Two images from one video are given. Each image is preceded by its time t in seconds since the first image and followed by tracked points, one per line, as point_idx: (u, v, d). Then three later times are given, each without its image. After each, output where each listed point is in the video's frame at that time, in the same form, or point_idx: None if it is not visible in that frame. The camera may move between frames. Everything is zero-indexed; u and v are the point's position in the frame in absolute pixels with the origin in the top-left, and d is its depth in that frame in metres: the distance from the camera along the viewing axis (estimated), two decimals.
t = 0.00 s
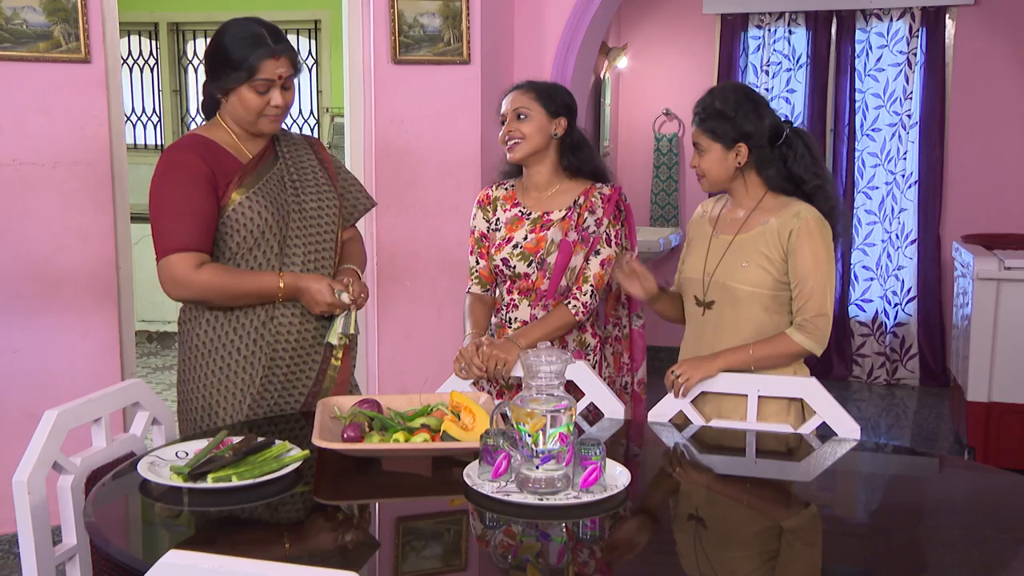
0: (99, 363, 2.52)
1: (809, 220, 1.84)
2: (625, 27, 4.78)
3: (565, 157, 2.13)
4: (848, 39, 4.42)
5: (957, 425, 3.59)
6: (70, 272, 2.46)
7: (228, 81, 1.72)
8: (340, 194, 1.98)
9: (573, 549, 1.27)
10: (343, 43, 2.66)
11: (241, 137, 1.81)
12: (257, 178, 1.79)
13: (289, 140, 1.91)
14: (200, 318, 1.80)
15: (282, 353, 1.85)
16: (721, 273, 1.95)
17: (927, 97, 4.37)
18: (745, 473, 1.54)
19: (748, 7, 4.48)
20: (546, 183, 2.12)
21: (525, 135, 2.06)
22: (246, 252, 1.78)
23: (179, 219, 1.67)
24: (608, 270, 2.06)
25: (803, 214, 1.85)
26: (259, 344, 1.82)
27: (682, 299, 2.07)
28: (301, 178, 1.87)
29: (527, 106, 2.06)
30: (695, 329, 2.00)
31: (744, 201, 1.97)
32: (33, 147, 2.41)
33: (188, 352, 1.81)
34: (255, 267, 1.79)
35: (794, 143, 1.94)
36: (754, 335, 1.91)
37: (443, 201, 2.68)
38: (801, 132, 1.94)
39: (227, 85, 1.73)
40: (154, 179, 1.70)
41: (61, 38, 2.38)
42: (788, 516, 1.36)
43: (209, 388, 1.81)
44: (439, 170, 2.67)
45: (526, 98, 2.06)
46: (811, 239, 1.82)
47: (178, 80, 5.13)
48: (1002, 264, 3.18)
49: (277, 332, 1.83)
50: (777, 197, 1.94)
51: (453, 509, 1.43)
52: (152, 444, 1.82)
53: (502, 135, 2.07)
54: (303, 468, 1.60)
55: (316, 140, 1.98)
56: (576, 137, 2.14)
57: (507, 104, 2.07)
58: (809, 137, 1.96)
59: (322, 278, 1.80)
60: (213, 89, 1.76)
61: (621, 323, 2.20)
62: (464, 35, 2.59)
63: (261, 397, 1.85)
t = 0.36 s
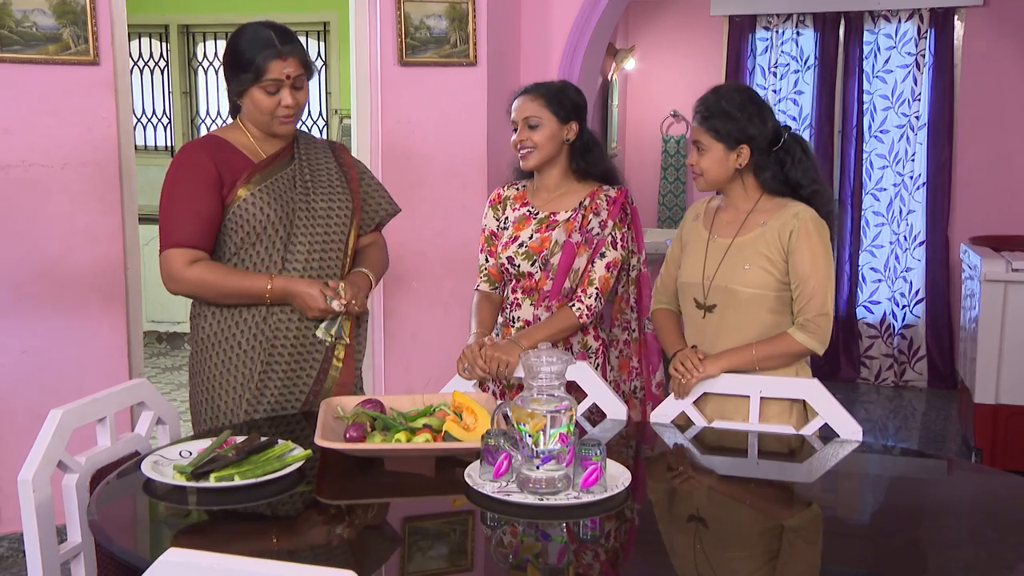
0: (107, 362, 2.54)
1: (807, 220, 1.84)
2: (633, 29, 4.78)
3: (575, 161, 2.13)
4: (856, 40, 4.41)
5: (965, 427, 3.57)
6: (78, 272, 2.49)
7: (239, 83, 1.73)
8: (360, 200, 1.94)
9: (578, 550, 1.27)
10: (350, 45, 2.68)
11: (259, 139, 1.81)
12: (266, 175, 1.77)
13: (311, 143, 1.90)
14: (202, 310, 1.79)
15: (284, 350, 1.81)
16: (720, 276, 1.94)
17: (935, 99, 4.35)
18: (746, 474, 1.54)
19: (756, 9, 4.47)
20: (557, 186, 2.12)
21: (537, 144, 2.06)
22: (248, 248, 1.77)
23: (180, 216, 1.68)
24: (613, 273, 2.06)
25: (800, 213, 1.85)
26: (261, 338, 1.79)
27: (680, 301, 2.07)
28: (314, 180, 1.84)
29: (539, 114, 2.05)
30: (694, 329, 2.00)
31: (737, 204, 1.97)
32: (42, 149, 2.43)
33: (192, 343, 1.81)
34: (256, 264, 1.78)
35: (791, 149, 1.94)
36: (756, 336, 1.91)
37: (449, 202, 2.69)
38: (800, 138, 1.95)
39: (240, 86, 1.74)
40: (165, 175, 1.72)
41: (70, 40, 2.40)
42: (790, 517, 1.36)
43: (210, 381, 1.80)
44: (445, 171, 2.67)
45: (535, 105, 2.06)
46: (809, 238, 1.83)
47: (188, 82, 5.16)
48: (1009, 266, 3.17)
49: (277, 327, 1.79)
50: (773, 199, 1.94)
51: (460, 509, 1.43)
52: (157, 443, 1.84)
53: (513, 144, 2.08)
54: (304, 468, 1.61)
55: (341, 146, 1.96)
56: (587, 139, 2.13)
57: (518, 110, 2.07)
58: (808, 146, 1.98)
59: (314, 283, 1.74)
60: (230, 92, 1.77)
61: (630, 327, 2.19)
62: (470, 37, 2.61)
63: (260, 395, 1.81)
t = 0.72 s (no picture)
0: (111, 362, 2.56)
1: (800, 219, 1.84)
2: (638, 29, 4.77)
3: (575, 162, 2.12)
4: (860, 40, 4.40)
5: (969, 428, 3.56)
6: (81, 272, 2.50)
7: (255, 86, 1.73)
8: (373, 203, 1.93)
9: (578, 549, 1.27)
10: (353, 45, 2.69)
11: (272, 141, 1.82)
12: (273, 173, 1.77)
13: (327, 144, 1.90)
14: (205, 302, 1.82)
15: (282, 347, 1.81)
16: (713, 276, 1.94)
17: (940, 98, 4.34)
18: (743, 474, 1.53)
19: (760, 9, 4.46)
20: (558, 187, 2.12)
21: (537, 146, 2.06)
22: (249, 243, 1.77)
23: (184, 211, 1.70)
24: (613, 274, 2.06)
25: (794, 212, 1.85)
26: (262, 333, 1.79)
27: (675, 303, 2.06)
28: (322, 179, 1.83)
29: (539, 116, 2.05)
30: (688, 329, 2.00)
31: (731, 204, 1.97)
32: (46, 149, 2.44)
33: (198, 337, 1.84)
34: (257, 259, 1.78)
35: (786, 150, 1.94)
36: (754, 335, 1.91)
37: (452, 201, 2.70)
38: (794, 140, 1.95)
39: (256, 88, 1.74)
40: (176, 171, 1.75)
41: (73, 41, 2.42)
42: (789, 518, 1.36)
43: (213, 372, 1.82)
44: (447, 171, 2.68)
45: (536, 107, 2.06)
46: (802, 237, 1.83)
47: (193, 82, 5.18)
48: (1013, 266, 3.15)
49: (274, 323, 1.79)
50: (765, 198, 1.94)
51: (460, 509, 1.43)
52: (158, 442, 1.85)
53: (514, 146, 2.08)
54: (303, 467, 1.61)
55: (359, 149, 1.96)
56: (587, 140, 2.13)
57: (518, 112, 2.08)
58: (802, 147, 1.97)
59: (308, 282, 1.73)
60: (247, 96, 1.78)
61: (631, 327, 2.19)
62: (473, 37, 2.62)
63: (257, 390, 1.81)
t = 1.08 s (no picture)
0: (114, 361, 2.56)
1: (798, 218, 1.83)
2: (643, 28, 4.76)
3: (573, 166, 2.11)
4: (868, 39, 4.37)
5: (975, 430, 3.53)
6: (84, 271, 2.51)
7: (276, 84, 1.74)
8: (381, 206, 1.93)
9: (577, 548, 1.26)
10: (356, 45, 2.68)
11: (276, 141, 1.81)
12: (275, 171, 1.76)
13: (332, 143, 1.89)
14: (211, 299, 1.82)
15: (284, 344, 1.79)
16: (713, 276, 1.92)
17: (948, 97, 4.31)
18: (744, 474, 1.52)
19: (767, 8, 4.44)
20: (557, 187, 2.12)
21: (532, 147, 2.06)
22: (252, 240, 1.76)
23: (186, 213, 1.70)
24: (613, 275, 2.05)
25: (793, 211, 1.84)
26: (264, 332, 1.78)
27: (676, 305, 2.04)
28: (325, 176, 1.82)
29: (538, 117, 2.05)
30: (689, 330, 1.98)
31: (731, 204, 1.95)
32: (48, 149, 2.45)
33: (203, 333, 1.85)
34: (259, 257, 1.77)
35: (786, 153, 1.93)
36: (753, 336, 1.89)
37: (455, 202, 2.69)
38: (794, 144, 1.94)
39: (274, 86, 1.74)
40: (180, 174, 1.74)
41: (76, 40, 2.42)
42: (787, 519, 1.34)
43: (218, 368, 1.82)
44: (451, 171, 2.67)
45: (536, 108, 2.06)
46: (801, 236, 1.81)
47: (198, 81, 5.19)
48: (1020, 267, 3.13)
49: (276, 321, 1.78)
50: (765, 199, 1.92)
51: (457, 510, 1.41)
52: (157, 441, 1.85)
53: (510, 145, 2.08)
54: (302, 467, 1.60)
55: (364, 149, 1.94)
56: (586, 143, 2.12)
57: (519, 112, 2.08)
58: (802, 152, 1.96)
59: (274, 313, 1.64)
60: (258, 97, 1.77)
61: (628, 329, 2.19)
62: (476, 37, 2.61)
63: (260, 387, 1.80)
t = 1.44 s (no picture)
0: (117, 361, 2.57)
1: (795, 216, 1.82)
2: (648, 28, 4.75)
3: (575, 167, 2.10)
4: (874, 38, 4.34)
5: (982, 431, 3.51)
6: (86, 271, 2.51)
7: (274, 75, 1.73)
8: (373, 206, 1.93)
9: (577, 548, 1.25)
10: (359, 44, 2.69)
11: (267, 140, 1.81)
12: (268, 170, 1.76)
13: (323, 143, 1.89)
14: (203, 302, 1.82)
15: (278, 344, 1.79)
16: (712, 275, 1.91)
17: (955, 97, 4.28)
18: (742, 475, 1.51)
19: (773, 7, 4.42)
20: (558, 188, 2.11)
21: (534, 148, 2.05)
22: (245, 240, 1.76)
23: (178, 216, 1.71)
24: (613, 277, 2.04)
25: (789, 210, 1.83)
26: (259, 331, 1.77)
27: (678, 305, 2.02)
28: (318, 175, 1.82)
29: (540, 118, 2.04)
30: (690, 329, 1.97)
31: (731, 203, 1.94)
32: (51, 148, 2.46)
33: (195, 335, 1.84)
34: (253, 256, 1.77)
35: (786, 155, 1.92)
36: (752, 335, 1.88)
37: (458, 201, 2.69)
38: (795, 146, 1.93)
39: (272, 79, 1.74)
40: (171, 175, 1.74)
41: (78, 40, 2.43)
42: (787, 520, 1.33)
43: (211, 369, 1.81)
44: (453, 171, 2.67)
45: (539, 109, 2.05)
46: (799, 234, 1.80)
47: (203, 81, 5.20)
48: None
49: (271, 320, 1.77)
50: (764, 198, 1.91)
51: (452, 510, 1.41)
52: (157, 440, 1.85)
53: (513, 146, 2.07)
54: (300, 466, 1.60)
55: (355, 150, 1.95)
56: (588, 144, 2.11)
57: (521, 113, 2.07)
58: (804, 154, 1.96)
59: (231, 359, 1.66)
60: (255, 89, 1.76)
61: (627, 331, 2.19)
62: (479, 37, 2.60)
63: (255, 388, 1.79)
